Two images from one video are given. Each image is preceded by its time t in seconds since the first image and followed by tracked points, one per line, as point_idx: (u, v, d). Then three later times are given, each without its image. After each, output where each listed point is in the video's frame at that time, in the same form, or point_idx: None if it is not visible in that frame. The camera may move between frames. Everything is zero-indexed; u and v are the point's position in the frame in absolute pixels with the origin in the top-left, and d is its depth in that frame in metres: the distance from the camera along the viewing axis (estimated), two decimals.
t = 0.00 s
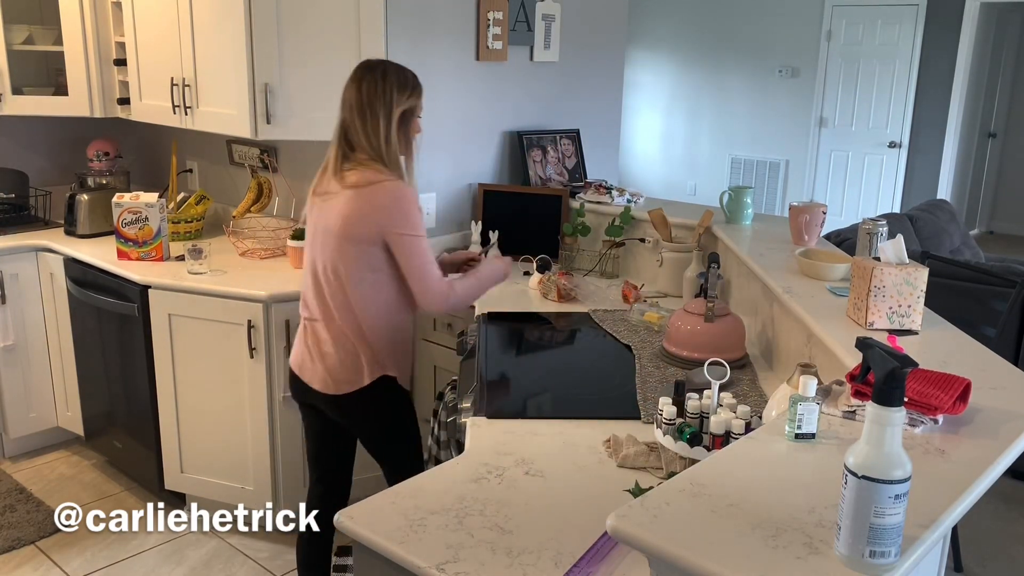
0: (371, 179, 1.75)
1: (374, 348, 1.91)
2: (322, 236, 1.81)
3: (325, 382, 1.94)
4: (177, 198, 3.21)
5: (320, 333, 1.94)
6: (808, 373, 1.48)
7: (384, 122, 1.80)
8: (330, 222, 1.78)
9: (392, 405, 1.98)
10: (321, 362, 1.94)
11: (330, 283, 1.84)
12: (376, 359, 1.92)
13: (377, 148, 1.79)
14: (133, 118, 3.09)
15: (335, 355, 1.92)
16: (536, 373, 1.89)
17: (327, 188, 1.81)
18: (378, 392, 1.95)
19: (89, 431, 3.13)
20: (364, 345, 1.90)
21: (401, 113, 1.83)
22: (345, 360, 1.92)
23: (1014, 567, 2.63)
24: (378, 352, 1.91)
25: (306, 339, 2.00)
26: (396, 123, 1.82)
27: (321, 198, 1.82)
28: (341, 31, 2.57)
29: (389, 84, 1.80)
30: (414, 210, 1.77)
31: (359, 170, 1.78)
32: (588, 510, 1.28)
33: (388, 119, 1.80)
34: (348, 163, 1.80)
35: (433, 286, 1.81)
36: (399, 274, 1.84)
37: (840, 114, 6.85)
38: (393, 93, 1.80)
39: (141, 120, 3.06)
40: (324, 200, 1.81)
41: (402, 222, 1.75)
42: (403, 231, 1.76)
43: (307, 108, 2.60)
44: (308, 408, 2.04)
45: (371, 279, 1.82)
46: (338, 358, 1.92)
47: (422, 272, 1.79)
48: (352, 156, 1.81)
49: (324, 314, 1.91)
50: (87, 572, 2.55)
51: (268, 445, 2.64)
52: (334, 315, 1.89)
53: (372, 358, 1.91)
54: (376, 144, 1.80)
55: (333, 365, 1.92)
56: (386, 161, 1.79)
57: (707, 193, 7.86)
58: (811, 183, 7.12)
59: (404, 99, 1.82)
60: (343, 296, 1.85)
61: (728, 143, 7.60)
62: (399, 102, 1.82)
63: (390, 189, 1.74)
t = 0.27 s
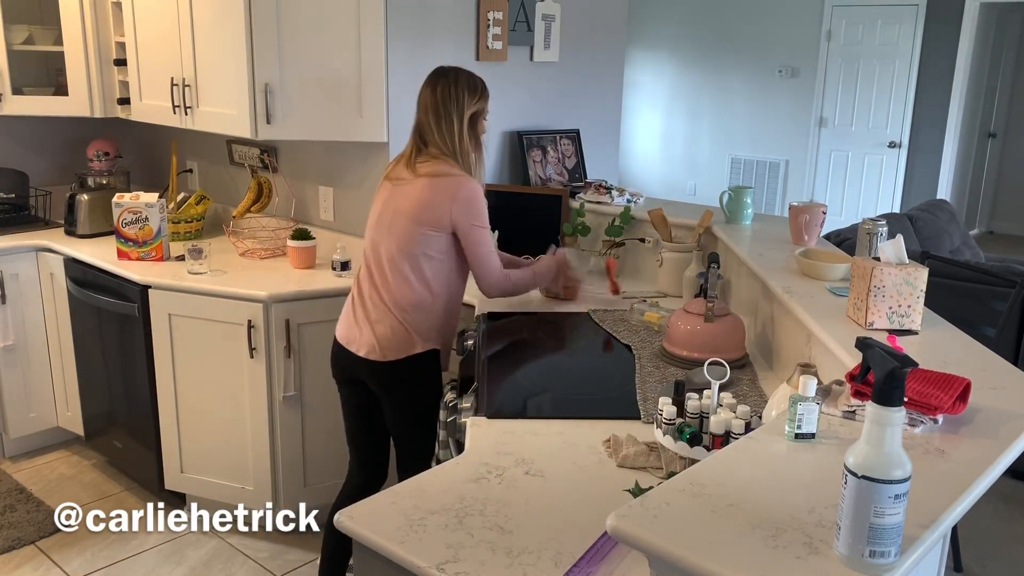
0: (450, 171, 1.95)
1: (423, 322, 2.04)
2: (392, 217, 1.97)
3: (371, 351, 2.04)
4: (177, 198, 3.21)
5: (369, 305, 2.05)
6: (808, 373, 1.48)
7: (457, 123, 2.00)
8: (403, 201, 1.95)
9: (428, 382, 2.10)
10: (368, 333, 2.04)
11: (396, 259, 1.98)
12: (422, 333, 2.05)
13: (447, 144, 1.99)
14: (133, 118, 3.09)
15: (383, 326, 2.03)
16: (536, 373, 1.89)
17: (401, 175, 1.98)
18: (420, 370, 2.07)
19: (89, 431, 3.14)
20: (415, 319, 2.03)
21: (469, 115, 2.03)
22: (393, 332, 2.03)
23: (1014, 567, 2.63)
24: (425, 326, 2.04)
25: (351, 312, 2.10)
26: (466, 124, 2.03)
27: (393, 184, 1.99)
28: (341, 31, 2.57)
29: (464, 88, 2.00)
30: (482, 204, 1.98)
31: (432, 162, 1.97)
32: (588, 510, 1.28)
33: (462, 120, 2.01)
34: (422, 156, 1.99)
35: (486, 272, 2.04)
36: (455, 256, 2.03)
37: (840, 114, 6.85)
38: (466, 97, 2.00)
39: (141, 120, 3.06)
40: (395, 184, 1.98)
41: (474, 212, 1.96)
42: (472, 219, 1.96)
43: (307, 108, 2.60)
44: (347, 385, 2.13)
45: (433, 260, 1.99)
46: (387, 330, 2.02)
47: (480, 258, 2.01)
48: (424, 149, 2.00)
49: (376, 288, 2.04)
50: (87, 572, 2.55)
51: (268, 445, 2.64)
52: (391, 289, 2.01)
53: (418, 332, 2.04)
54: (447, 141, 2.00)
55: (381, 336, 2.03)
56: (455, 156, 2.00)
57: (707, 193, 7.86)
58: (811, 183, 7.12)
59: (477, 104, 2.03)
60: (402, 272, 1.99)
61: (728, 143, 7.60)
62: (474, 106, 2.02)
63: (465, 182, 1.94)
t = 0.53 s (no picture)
0: (433, 160, 2.05)
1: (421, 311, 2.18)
2: (387, 210, 2.12)
3: (376, 340, 2.21)
4: (177, 198, 3.21)
5: (376, 295, 2.22)
6: (808, 373, 1.48)
7: (446, 110, 2.09)
8: (393, 194, 2.09)
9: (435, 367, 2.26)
10: (374, 322, 2.22)
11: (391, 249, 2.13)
12: (421, 321, 2.19)
13: (437, 131, 2.09)
14: (133, 118, 3.09)
15: (387, 314, 2.19)
16: (536, 373, 1.89)
17: (395, 167, 2.11)
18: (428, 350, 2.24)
19: (89, 431, 3.14)
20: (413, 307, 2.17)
21: (458, 102, 2.11)
22: (393, 321, 2.18)
23: (1014, 567, 2.63)
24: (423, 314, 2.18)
25: (366, 301, 2.28)
26: (456, 111, 2.11)
27: (389, 176, 2.13)
28: (341, 31, 2.57)
29: (452, 76, 2.09)
30: (465, 190, 2.07)
31: (422, 150, 2.08)
32: (588, 510, 1.28)
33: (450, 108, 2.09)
34: (414, 145, 2.10)
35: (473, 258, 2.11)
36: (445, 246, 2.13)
37: (840, 114, 6.85)
38: (454, 84, 2.09)
39: (141, 120, 3.06)
40: (389, 177, 2.12)
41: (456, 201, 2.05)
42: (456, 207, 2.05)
43: (307, 108, 2.60)
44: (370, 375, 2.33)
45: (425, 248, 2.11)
46: (389, 318, 2.19)
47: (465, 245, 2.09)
48: (416, 138, 2.11)
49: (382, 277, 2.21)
50: (87, 572, 2.55)
51: (268, 445, 2.64)
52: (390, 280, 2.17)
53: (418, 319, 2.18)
54: (437, 129, 2.09)
55: (384, 325, 2.19)
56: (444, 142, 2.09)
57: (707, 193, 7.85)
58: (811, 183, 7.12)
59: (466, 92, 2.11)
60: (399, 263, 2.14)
61: (728, 143, 7.60)
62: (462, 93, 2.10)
63: (447, 170, 2.04)
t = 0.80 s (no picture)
0: (416, 154, 2.13)
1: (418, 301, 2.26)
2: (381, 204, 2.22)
3: (379, 330, 2.31)
4: (177, 198, 3.22)
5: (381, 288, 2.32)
6: (808, 373, 1.48)
7: (432, 104, 2.16)
8: (385, 188, 2.20)
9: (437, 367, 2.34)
10: (378, 313, 2.31)
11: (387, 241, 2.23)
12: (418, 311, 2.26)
13: (424, 125, 2.17)
14: (133, 118, 3.09)
15: (388, 305, 2.28)
16: (536, 373, 1.89)
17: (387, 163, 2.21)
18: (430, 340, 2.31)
19: (89, 431, 3.14)
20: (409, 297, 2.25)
21: (443, 94, 2.17)
22: (392, 310, 2.27)
23: (1014, 567, 2.63)
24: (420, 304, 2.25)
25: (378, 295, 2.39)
26: (443, 104, 2.18)
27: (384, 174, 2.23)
28: (341, 31, 2.57)
29: (437, 70, 2.16)
30: (447, 181, 2.13)
31: (410, 143, 2.16)
32: (588, 510, 1.28)
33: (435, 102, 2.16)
34: (403, 140, 2.19)
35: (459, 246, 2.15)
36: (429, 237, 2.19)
37: (840, 114, 6.85)
38: (437, 78, 2.15)
39: (141, 120, 3.06)
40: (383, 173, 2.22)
41: (438, 191, 2.11)
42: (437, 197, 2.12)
43: (307, 108, 2.60)
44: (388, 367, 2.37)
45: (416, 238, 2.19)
46: (389, 309, 2.27)
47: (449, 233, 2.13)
48: (406, 134, 2.19)
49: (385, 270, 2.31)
50: (87, 572, 2.55)
51: (268, 445, 2.64)
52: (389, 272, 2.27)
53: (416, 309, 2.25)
54: (423, 122, 2.16)
55: (385, 316, 2.28)
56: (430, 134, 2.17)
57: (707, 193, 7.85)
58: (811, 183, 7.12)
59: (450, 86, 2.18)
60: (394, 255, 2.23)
61: (728, 143, 7.60)
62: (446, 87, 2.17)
63: (428, 162, 2.11)
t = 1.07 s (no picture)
0: (413, 153, 2.15)
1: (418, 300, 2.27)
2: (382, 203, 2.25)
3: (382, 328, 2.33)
4: (177, 198, 3.22)
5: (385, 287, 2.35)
6: (808, 373, 1.48)
7: (428, 104, 2.17)
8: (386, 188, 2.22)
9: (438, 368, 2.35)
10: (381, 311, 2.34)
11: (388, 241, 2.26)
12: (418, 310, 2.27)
13: (422, 125, 2.18)
14: (133, 118, 3.09)
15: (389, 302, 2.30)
16: (536, 372, 1.90)
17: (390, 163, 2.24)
18: (436, 339, 2.32)
19: (89, 431, 3.14)
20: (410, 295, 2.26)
21: (439, 94, 2.18)
22: (393, 309, 2.29)
23: (1014, 567, 2.63)
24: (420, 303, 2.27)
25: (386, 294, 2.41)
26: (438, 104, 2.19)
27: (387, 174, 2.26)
28: (341, 31, 2.57)
29: (433, 70, 2.16)
30: (442, 180, 2.14)
31: (409, 144, 2.18)
32: (588, 510, 1.28)
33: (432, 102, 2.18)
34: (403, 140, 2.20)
35: (452, 244, 2.16)
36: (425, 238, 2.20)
37: (840, 114, 6.85)
38: (434, 78, 2.16)
39: (141, 120, 3.06)
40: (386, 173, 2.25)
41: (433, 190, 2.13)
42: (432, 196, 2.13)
43: (307, 108, 2.60)
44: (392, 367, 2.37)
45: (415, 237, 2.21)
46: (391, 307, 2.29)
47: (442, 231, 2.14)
48: (407, 134, 2.21)
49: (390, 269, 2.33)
50: (87, 572, 2.55)
51: (268, 445, 2.64)
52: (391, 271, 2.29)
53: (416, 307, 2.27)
54: (421, 122, 2.18)
55: (388, 314, 2.31)
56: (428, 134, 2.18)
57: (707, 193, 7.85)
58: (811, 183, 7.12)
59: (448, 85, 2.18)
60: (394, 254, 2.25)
61: (728, 142, 7.60)
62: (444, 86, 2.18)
63: (424, 161, 2.13)
